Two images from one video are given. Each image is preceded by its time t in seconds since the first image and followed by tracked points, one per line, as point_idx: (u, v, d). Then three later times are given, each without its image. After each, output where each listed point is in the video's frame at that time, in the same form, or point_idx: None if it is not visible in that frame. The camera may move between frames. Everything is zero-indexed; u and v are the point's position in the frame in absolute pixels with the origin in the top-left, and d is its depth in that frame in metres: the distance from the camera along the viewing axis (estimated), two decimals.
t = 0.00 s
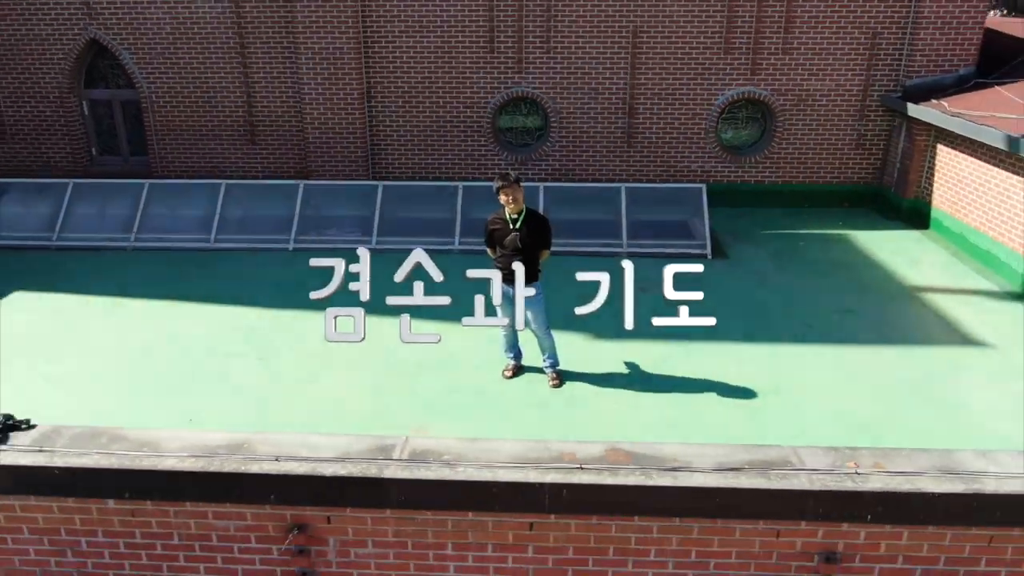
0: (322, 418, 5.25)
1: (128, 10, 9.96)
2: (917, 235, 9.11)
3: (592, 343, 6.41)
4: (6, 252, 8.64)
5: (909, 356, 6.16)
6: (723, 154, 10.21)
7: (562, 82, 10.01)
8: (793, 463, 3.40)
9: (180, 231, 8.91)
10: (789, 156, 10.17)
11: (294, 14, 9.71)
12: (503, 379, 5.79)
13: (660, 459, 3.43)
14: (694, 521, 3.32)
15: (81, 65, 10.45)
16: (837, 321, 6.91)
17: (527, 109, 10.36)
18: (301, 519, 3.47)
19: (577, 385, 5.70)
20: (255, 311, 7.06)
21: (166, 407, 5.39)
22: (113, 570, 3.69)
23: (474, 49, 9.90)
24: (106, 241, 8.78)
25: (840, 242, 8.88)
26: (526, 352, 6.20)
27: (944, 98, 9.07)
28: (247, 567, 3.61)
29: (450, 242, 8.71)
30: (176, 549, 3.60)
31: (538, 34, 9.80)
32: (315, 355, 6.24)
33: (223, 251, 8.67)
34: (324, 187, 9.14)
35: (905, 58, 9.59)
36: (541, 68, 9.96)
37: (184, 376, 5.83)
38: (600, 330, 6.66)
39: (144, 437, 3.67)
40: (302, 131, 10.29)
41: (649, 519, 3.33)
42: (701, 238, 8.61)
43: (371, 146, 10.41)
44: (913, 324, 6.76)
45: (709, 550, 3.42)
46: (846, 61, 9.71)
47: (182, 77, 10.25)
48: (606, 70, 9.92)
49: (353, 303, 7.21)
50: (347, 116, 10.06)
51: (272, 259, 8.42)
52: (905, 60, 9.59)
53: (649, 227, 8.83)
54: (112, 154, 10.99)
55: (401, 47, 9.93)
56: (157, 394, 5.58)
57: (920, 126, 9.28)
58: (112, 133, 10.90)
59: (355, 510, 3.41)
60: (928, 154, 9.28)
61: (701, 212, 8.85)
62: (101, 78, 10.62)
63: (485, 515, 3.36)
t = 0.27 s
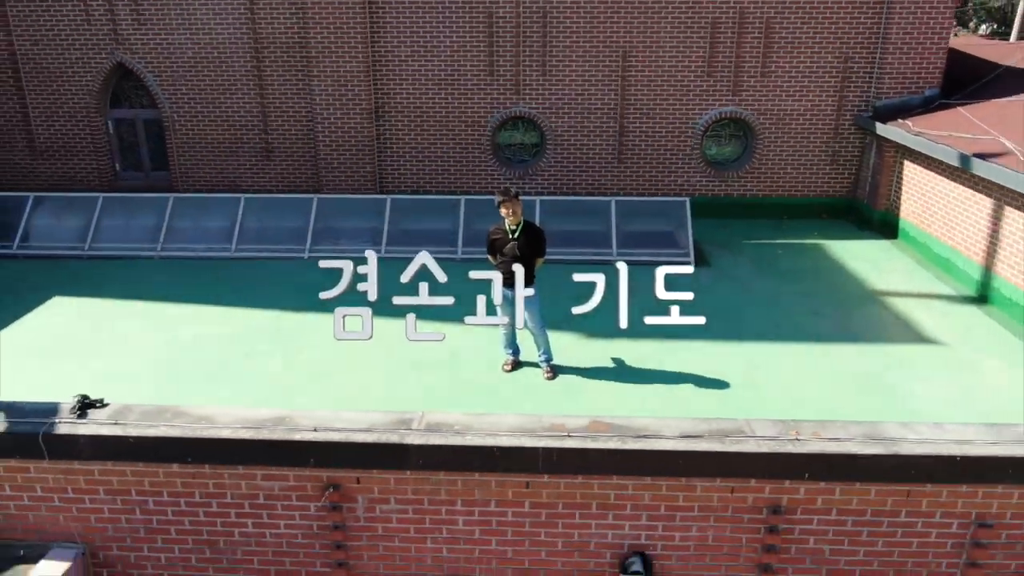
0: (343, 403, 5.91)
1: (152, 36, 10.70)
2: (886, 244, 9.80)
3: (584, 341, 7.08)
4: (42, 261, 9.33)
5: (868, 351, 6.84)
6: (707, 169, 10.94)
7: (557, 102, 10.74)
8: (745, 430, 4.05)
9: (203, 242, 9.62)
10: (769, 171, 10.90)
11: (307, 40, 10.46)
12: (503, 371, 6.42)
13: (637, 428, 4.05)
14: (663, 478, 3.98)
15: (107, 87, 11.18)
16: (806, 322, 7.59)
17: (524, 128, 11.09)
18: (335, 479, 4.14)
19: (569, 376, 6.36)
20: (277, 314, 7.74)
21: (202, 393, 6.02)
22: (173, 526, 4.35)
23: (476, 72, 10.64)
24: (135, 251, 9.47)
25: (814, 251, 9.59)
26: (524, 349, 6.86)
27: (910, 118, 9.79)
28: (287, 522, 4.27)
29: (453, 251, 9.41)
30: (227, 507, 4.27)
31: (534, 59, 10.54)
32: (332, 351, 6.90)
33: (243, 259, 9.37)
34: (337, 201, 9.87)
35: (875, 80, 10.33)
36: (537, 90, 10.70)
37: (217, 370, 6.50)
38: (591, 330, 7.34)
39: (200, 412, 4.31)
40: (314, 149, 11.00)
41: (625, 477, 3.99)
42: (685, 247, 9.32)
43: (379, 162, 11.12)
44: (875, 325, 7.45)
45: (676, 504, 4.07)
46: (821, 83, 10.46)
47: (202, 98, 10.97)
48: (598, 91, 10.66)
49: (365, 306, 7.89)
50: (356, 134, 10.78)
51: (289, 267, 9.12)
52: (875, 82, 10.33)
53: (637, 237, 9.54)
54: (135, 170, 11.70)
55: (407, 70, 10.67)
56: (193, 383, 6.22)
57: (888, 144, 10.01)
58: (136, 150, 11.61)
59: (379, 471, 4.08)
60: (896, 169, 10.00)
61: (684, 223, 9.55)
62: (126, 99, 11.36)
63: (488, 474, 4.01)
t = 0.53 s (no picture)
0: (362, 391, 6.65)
1: (177, 61, 11.51)
2: (859, 253, 10.58)
3: (577, 340, 7.83)
4: (78, 270, 10.09)
5: (833, 349, 7.59)
6: (694, 183, 11.73)
7: (554, 122, 11.55)
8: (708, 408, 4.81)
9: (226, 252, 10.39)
10: (751, 185, 11.70)
11: (322, 65, 11.28)
12: (504, 366, 7.14)
13: (618, 406, 4.79)
14: (640, 447, 4.73)
15: (134, 108, 11.99)
16: (779, 323, 8.36)
17: (523, 145, 11.91)
18: (364, 449, 4.89)
19: (563, 370, 7.09)
20: (297, 317, 8.49)
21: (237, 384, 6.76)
22: (223, 492, 5.11)
23: (478, 94, 11.44)
24: (163, 259, 10.24)
25: (791, 259, 10.38)
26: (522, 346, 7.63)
27: (880, 136, 10.59)
28: (321, 487, 5.02)
29: (458, 259, 10.18)
30: (270, 474, 5.02)
31: (532, 82, 11.36)
32: (350, 348, 7.64)
33: (263, 267, 10.14)
34: (348, 213, 10.80)
35: (848, 101, 11.14)
36: (535, 110, 11.50)
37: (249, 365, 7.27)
38: (583, 330, 8.10)
39: (246, 394, 5.04)
40: (327, 165, 11.78)
41: (608, 447, 4.74)
42: (672, 255, 10.12)
43: (388, 178, 11.90)
44: (840, 325, 8.23)
45: (652, 469, 4.82)
46: (798, 104, 11.27)
47: (222, 118, 11.77)
48: (591, 112, 11.47)
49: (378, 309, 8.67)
50: (367, 151, 11.57)
51: (307, 274, 9.88)
52: (848, 103, 11.14)
53: (628, 246, 10.34)
54: (158, 184, 12.45)
55: (414, 92, 11.47)
56: (227, 376, 6.95)
57: (860, 160, 10.80)
58: (159, 166, 12.38)
59: (401, 443, 4.84)
60: (868, 183, 10.77)
61: (671, 232, 10.37)
62: (151, 119, 12.16)
63: (493, 444, 4.76)
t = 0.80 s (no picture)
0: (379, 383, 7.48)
1: (201, 83, 12.39)
2: (833, 261, 11.43)
3: (571, 340, 8.67)
4: (111, 277, 10.93)
5: (801, 347, 8.43)
6: (680, 197, 12.60)
7: (551, 140, 12.42)
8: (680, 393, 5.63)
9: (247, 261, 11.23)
10: (734, 199, 12.55)
11: (336, 87, 12.17)
12: (505, 362, 7.96)
13: (603, 390, 5.61)
14: (622, 425, 5.56)
15: (159, 126, 12.85)
16: (755, 324, 9.21)
17: (522, 161, 12.80)
18: (387, 428, 5.72)
19: (557, 366, 7.92)
20: (316, 319, 9.32)
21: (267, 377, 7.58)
22: (264, 466, 5.93)
23: (480, 114, 12.32)
24: (190, 268, 11.09)
25: (769, 267, 11.24)
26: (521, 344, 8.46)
27: (851, 153, 11.45)
28: (349, 462, 5.84)
29: (462, 266, 11.05)
30: (305, 450, 5.84)
31: (530, 103, 12.24)
32: (365, 347, 8.47)
33: (282, 274, 10.99)
34: (359, 226, 11.69)
35: (823, 121, 12.02)
36: (533, 129, 12.38)
37: (276, 361, 8.11)
38: (577, 331, 8.94)
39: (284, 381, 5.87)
40: (340, 180, 12.64)
41: (595, 425, 5.57)
42: (659, 262, 11.03)
43: (396, 192, 12.75)
44: (810, 327, 9.07)
45: (632, 444, 5.65)
46: (777, 123, 12.14)
47: (242, 137, 12.64)
48: (586, 131, 12.35)
49: (390, 312, 9.51)
50: (377, 167, 12.44)
51: (323, 281, 10.72)
52: (823, 122, 12.01)
53: (618, 255, 11.21)
54: (181, 197, 13.31)
55: (421, 112, 12.35)
56: (258, 369, 7.79)
57: (833, 175, 11.66)
58: (182, 181, 13.25)
59: (418, 422, 5.66)
60: (841, 196, 11.60)
61: (658, 242, 11.26)
62: (175, 137, 13.03)
63: (497, 423, 5.59)
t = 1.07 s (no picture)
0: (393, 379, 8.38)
1: (223, 105, 13.34)
2: (809, 270, 12.36)
3: (565, 341, 9.58)
4: (142, 284, 11.85)
5: (773, 347, 9.34)
6: (669, 210, 13.53)
7: (548, 158, 13.37)
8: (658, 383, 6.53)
9: (267, 270, 12.15)
10: (719, 212, 13.48)
11: (348, 109, 13.12)
12: (506, 361, 8.85)
13: (591, 381, 6.52)
14: (608, 410, 6.45)
15: (183, 145, 13.78)
16: (733, 327, 10.13)
17: (521, 177, 13.74)
18: (405, 414, 6.63)
19: (553, 363, 8.82)
20: (333, 322, 10.22)
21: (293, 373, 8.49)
22: (297, 447, 6.83)
23: (483, 134, 13.27)
24: (215, 276, 12.01)
25: (749, 276, 12.17)
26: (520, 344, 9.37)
27: (825, 170, 12.38)
28: (372, 443, 6.74)
29: (466, 274, 12.00)
30: (333, 433, 6.75)
31: (528, 123, 13.19)
32: (380, 347, 9.36)
33: (300, 282, 11.91)
34: (372, 239, 12.62)
35: (800, 140, 12.96)
36: (532, 148, 13.33)
37: (300, 360, 9.01)
38: (571, 332, 9.86)
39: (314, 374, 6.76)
40: (352, 195, 13.57)
41: (585, 411, 6.47)
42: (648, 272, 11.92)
43: (404, 206, 13.69)
44: (783, 329, 9.98)
45: (617, 427, 6.55)
46: (758, 142, 13.08)
47: (261, 154, 13.58)
48: (580, 149, 13.30)
49: (400, 316, 10.42)
50: (386, 182, 13.38)
51: (338, 288, 11.62)
52: (800, 141, 12.96)
53: (610, 264, 12.13)
54: (202, 210, 14.25)
55: (427, 132, 13.29)
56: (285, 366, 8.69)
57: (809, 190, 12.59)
58: (203, 195, 14.19)
59: (432, 409, 6.56)
60: (817, 210, 12.54)
61: (647, 252, 12.16)
62: (197, 154, 13.97)
63: (500, 409, 6.49)
